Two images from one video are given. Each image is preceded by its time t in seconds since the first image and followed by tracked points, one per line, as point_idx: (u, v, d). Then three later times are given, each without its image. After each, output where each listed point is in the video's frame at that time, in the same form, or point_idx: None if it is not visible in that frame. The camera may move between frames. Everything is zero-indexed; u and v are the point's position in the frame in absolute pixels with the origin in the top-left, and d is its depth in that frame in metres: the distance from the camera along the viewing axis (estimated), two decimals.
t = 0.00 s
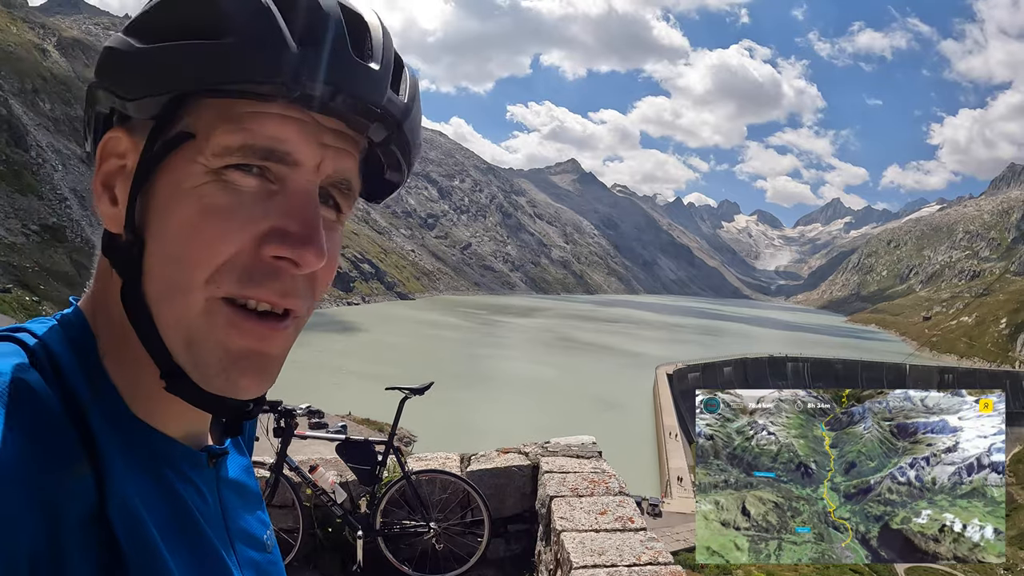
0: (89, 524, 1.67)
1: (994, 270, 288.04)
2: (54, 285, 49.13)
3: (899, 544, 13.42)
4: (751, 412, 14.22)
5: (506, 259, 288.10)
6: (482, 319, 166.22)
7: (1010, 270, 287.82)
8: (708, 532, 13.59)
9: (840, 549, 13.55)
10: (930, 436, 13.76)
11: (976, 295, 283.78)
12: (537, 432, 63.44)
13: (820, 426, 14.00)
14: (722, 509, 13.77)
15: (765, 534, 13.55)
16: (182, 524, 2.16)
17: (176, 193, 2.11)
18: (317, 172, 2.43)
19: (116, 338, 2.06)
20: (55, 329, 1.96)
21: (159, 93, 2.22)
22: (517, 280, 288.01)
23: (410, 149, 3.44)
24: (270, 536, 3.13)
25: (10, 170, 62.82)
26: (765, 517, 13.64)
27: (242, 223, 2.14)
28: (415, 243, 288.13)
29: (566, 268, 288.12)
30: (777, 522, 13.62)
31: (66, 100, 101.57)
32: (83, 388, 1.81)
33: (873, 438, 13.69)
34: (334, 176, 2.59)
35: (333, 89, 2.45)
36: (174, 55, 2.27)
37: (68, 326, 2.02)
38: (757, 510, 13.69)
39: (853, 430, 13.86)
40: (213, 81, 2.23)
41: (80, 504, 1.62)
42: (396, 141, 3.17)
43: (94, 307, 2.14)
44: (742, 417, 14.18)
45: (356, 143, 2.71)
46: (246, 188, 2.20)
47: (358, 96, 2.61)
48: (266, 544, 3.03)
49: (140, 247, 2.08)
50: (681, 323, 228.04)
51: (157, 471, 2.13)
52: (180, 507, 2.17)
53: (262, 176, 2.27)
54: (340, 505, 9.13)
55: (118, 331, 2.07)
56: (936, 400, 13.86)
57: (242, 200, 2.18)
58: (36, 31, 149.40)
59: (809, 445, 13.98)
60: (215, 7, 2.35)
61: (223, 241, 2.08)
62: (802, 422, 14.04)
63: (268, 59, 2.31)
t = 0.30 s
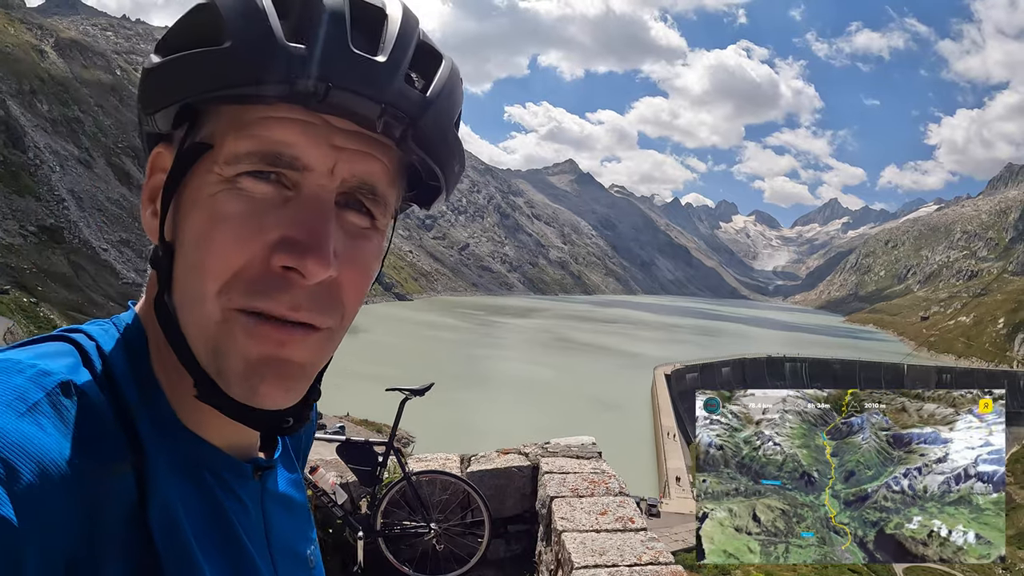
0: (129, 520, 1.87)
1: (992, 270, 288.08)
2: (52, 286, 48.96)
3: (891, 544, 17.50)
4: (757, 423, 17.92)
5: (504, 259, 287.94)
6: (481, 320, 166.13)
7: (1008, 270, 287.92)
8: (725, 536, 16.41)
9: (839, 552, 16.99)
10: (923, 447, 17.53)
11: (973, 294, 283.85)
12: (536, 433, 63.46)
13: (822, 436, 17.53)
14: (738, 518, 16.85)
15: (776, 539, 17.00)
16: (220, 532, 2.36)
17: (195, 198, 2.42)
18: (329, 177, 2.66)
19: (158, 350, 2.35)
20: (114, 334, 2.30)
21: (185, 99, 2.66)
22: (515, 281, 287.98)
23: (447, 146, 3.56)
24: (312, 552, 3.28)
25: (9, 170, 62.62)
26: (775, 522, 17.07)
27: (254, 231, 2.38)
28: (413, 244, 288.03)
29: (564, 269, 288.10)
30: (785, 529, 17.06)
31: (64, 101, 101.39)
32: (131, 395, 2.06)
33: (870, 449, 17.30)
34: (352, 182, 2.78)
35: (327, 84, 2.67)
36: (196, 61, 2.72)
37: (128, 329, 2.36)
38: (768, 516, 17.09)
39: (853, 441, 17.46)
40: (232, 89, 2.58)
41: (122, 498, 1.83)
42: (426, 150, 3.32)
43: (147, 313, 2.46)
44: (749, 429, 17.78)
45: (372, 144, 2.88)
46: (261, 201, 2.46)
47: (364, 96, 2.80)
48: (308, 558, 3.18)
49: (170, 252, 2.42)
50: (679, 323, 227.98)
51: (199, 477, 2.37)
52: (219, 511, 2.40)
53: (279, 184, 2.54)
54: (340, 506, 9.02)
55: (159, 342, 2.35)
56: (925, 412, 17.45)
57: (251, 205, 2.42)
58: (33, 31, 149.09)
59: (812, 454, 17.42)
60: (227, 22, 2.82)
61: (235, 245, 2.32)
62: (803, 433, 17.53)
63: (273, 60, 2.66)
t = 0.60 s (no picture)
0: (170, 533, 1.87)
1: (989, 270, 288.09)
2: (50, 287, 48.85)
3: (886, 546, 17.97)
4: (762, 433, 18.56)
5: (502, 260, 287.72)
6: (478, 321, 166.07)
7: (1006, 270, 287.82)
8: (738, 541, 16.99)
9: (837, 553, 17.49)
10: (917, 455, 17.90)
11: (971, 294, 283.86)
12: (535, 433, 63.46)
13: (824, 445, 18.29)
14: (745, 521, 17.47)
15: (780, 543, 17.24)
16: (264, 545, 2.35)
17: (232, 213, 2.49)
18: (365, 187, 2.71)
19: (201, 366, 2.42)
20: (159, 349, 2.35)
21: (221, 114, 2.72)
22: (512, 282, 287.87)
23: (482, 150, 3.54)
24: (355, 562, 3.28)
25: (7, 171, 62.44)
26: (780, 525, 17.45)
27: (291, 243, 2.43)
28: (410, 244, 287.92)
29: (562, 269, 288.04)
30: (790, 533, 17.37)
31: (61, 102, 101.24)
32: (174, 408, 2.08)
33: (869, 457, 17.81)
34: (388, 190, 2.81)
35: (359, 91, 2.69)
36: (226, 79, 2.77)
37: (171, 345, 2.42)
38: (775, 519, 17.50)
39: (852, 450, 18.04)
40: (265, 101, 2.61)
41: (162, 513, 1.83)
42: (461, 155, 3.30)
43: (191, 328, 2.54)
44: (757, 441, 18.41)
45: (406, 153, 2.89)
46: (299, 212, 2.52)
47: (398, 105, 2.84)
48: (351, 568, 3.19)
49: (211, 268, 2.50)
50: (677, 323, 227.85)
51: (241, 491, 2.37)
52: (260, 522, 2.38)
53: (315, 198, 2.60)
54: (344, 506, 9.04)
55: (202, 358, 2.42)
56: (921, 422, 18.05)
57: (288, 217, 2.48)
58: (29, 31, 148.74)
59: (814, 463, 17.97)
60: (256, 38, 2.87)
61: (276, 257, 2.39)
62: (806, 443, 18.28)
63: (296, 75, 2.67)
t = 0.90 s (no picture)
0: (191, 532, 1.85)
1: (987, 270, 288.12)
2: (48, 287, 48.77)
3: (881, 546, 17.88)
4: (767, 440, 18.96)
5: (500, 260, 287.56)
6: (477, 321, 166.08)
7: (1004, 270, 287.82)
8: (748, 543, 17.71)
9: (839, 554, 17.86)
10: (911, 463, 17.72)
11: (969, 294, 283.96)
12: (533, 433, 63.50)
13: (825, 452, 18.25)
14: (753, 523, 17.79)
15: (787, 545, 17.66)
16: (284, 539, 2.32)
17: (263, 223, 2.43)
18: (403, 195, 2.63)
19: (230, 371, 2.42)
20: (179, 352, 2.34)
21: (245, 128, 2.58)
22: (511, 282, 287.72)
23: (509, 168, 3.48)
24: (369, 556, 3.26)
25: (6, 171, 62.35)
26: (787, 529, 17.74)
27: (326, 255, 2.41)
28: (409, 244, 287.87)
29: (560, 270, 288.06)
30: (796, 536, 17.74)
31: (60, 103, 101.09)
32: (194, 409, 2.07)
33: (867, 465, 17.77)
34: (428, 199, 2.75)
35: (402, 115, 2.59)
36: (254, 92, 2.58)
37: (191, 346, 2.43)
38: (782, 522, 17.79)
39: (851, 456, 17.97)
40: (297, 123, 2.49)
41: (182, 513, 1.81)
42: (493, 173, 3.30)
43: (211, 331, 2.51)
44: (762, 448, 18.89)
45: (441, 168, 2.80)
46: (328, 220, 2.47)
47: (436, 129, 2.71)
48: (366, 563, 3.16)
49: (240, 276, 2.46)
50: (675, 323, 227.78)
51: (263, 489, 2.35)
52: (281, 520, 2.36)
53: (351, 209, 2.53)
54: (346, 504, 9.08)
55: (231, 362, 2.41)
56: (917, 430, 18.50)
57: (324, 229, 2.44)
58: (27, 31, 148.56)
59: (817, 469, 17.96)
60: (289, 43, 2.65)
61: (312, 271, 2.38)
62: (808, 450, 18.34)
63: (330, 99, 2.50)
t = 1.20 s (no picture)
0: (191, 530, 1.81)
1: (987, 270, 288.00)
2: (46, 288, 48.70)
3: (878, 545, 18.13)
4: (771, 446, 18.64)
5: (500, 261, 287.61)
6: (477, 322, 166.15)
7: (1003, 270, 287.70)
8: (757, 544, 18.19)
9: (839, 555, 18.22)
10: (907, 469, 18.07)
11: (968, 294, 283.89)
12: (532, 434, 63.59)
13: (825, 457, 18.05)
14: (759, 524, 18.55)
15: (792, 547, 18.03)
16: (280, 536, 2.24)
17: (283, 218, 2.27)
18: (423, 184, 2.56)
19: (247, 361, 2.33)
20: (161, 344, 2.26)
21: (260, 122, 2.34)
22: (510, 283, 287.67)
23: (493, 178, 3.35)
24: (364, 553, 3.16)
25: (5, 172, 62.25)
26: (789, 531, 17.91)
27: (357, 239, 2.32)
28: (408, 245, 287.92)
29: (560, 270, 288.08)
30: (800, 537, 17.87)
31: (59, 104, 100.98)
32: (187, 400, 2.02)
33: (865, 471, 17.81)
34: (437, 185, 2.66)
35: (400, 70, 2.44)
36: (259, 86, 2.36)
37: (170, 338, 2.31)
38: (786, 525, 18.00)
39: (851, 462, 17.99)
40: (313, 114, 2.31)
41: (180, 512, 1.77)
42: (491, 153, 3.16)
43: (201, 327, 2.37)
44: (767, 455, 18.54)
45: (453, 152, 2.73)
46: (354, 207, 2.36)
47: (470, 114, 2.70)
48: (362, 560, 3.05)
49: (254, 269, 2.27)
50: (675, 323, 227.73)
51: (259, 483, 2.28)
52: (278, 515, 2.28)
53: (372, 192, 2.42)
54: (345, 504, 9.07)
55: (249, 356, 2.32)
56: (912, 437, 18.41)
57: (353, 211, 2.34)
58: (27, 32, 148.54)
59: (819, 475, 17.76)
60: (322, 47, 2.39)
61: (343, 249, 2.28)
62: (811, 456, 18.01)
63: (334, 87, 2.30)
